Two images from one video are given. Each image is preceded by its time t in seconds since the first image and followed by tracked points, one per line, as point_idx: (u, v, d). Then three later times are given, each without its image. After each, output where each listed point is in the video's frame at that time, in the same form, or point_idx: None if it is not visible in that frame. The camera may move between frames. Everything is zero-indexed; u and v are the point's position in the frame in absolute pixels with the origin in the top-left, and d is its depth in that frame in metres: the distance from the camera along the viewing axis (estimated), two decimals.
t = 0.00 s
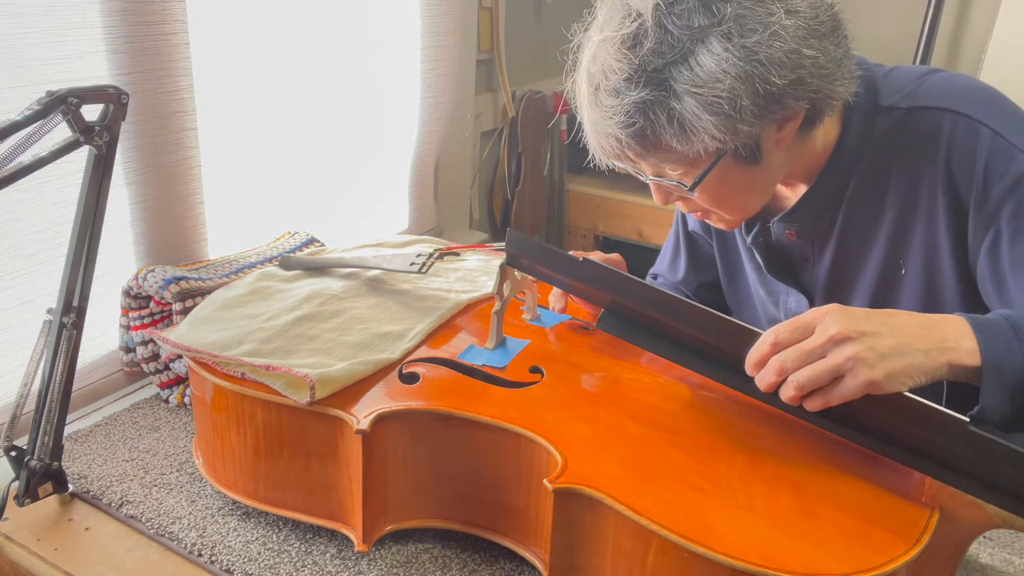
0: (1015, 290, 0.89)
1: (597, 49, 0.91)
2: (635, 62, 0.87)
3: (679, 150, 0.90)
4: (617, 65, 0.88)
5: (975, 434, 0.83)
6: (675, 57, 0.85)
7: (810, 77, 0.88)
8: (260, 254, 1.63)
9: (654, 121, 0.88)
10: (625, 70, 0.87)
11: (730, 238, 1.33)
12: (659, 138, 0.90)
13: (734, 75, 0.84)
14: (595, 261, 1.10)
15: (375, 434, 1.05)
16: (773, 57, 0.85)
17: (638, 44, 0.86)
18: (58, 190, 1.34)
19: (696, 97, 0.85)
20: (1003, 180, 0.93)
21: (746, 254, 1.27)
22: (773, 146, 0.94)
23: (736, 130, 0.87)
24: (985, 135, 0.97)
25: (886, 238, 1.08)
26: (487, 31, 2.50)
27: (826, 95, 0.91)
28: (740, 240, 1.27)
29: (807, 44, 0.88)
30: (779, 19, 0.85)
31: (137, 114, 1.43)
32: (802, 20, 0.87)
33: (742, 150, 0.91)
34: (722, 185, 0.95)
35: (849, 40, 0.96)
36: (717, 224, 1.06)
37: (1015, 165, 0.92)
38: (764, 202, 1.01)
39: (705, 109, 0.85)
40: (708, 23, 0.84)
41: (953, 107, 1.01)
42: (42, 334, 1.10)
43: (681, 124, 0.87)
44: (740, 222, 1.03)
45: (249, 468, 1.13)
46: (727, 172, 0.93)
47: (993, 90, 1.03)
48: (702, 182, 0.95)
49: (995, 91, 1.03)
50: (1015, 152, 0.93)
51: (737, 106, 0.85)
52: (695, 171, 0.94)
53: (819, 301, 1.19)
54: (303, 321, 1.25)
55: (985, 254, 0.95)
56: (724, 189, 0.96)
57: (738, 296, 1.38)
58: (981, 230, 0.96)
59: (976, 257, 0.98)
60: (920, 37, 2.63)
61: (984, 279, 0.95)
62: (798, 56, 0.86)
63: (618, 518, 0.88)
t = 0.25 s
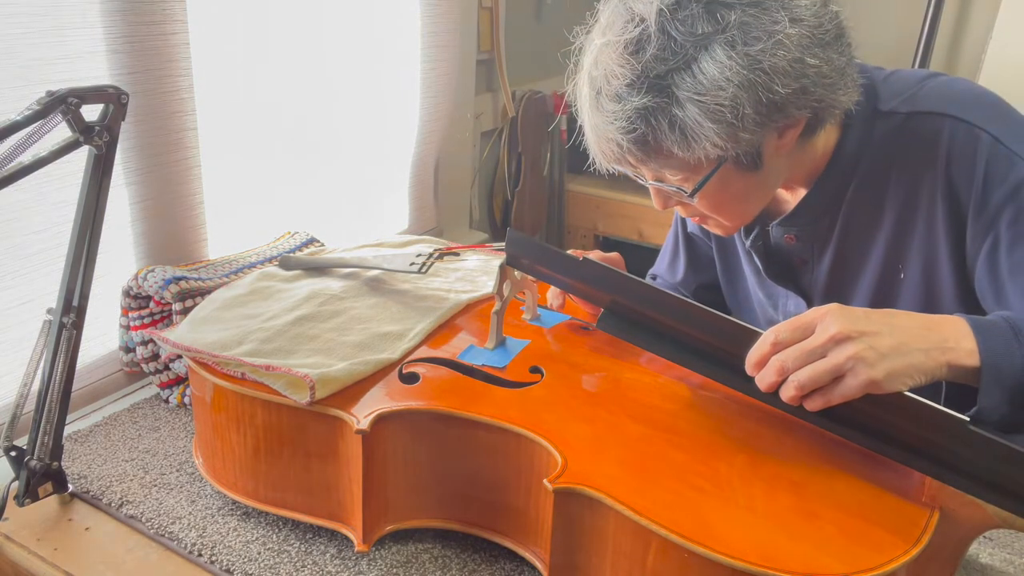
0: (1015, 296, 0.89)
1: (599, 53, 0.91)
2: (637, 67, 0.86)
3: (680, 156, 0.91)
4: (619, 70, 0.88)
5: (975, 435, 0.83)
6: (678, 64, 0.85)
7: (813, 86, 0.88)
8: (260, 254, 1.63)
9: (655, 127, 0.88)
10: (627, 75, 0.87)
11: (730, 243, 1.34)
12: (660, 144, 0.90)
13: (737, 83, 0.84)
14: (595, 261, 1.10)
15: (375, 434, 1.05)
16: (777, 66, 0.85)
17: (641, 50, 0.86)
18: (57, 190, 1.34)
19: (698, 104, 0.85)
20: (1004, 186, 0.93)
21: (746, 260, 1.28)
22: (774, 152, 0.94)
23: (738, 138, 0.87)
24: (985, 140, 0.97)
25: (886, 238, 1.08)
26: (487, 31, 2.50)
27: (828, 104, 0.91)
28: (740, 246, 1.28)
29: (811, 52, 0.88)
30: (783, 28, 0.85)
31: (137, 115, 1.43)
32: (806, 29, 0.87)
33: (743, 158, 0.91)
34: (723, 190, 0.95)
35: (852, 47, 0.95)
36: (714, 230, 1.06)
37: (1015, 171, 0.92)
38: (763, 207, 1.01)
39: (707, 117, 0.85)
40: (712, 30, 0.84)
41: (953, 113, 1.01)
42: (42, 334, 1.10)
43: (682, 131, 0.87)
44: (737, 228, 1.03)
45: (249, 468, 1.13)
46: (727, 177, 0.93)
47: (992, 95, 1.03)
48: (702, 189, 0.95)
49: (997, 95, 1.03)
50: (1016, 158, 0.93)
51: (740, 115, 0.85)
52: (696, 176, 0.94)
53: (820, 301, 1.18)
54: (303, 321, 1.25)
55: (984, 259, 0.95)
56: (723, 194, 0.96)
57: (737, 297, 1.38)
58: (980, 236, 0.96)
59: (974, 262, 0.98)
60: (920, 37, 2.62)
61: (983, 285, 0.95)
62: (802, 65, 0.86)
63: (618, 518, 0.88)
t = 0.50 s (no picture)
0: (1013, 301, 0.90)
1: (599, 58, 0.91)
2: (637, 74, 0.86)
3: (679, 162, 0.91)
4: (619, 76, 0.88)
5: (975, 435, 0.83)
6: (679, 71, 0.85)
7: (813, 95, 0.88)
8: (260, 254, 1.63)
9: (655, 134, 0.88)
10: (628, 81, 0.87)
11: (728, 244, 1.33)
12: (659, 150, 0.90)
13: (737, 91, 0.84)
14: (595, 261, 1.10)
15: (375, 434, 1.05)
16: (777, 74, 0.85)
17: (641, 56, 0.86)
18: (57, 190, 1.34)
19: (698, 112, 0.85)
20: (1002, 190, 0.94)
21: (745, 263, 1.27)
22: (773, 159, 0.94)
23: (737, 145, 0.87)
24: (983, 145, 0.97)
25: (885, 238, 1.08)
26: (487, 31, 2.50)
27: (828, 113, 0.91)
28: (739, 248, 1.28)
29: (812, 61, 0.88)
30: (784, 36, 0.85)
31: (137, 118, 1.43)
32: (807, 38, 0.87)
33: (742, 165, 0.91)
34: (724, 197, 0.96)
35: (853, 56, 0.95)
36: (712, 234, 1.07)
37: (1013, 176, 0.93)
38: (762, 211, 1.02)
39: (707, 124, 0.85)
40: (714, 37, 0.84)
41: (951, 117, 1.01)
42: (42, 334, 1.10)
43: (682, 137, 0.87)
44: (736, 232, 1.04)
45: (249, 468, 1.13)
46: (727, 182, 0.94)
47: (990, 99, 1.04)
48: (702, 195, 0.95)
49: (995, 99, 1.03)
50: (1013, 164, 0.94)
51: (740, 123, 0.85)
52: (695, 183, 0.94)
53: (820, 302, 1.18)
54: (303, 321, 1.25)
55: (982, 264, 0.95)
56: (722, 198, 0.96)
57: (733, 298, 1.39)
58: (977, 241, 0.97)
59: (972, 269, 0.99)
60: (920, 37, 2.62)
61: (981, 290, 0.95)
62: (803, 74, 0.86)
63: (618, 518, 0.88)
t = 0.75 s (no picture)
0: (1010, 302, 0.90)
1: (598, 59, 0.91)
2: (636, 76, 0.86)
3: (678, 164, 0.91)
4: (618, 78, 0.88)
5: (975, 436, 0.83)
6: (677, 72, 0.85)
7: (812, 98, 0.88)
8: (260, 254, 1.63)
9: (654, 135, 0.88)
10: (627, 83, 0.87)
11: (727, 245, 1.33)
12: (658, 152, 0.90)
13: (736, 93, 0.84)
14: (594, 261, 1.10)
15: (375, 434, 1.05)
16: (776, 77, 0.85)
17: (640, 57, 0.86)
18: (57, 190, 1.34)
19: (697, 114, 0.85)
20: (1001, 193, 0.94)
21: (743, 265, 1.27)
22: (772, 161, 0.94)
23: (736, 147, 0.87)
24: (982, 148, 0.98)
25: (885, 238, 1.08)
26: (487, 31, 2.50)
27: (827, 115, 0.91)
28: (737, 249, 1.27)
29: (811, 64, 0.87)
30: (783, 39, 0.85)
31: (137, 119, 1.43)
32: (806, 41, 0.87)
33: (740, 167, 0.92)
34: (723, 198, 0.96)
35: (852, 59, 0.95)
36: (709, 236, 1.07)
37: (1010, 179, 0.94)
38: (762, 211, 1.02)
39: (706, 126, 0.85)
40: (713, 40, 0.83)
41: (950, 120, 1.01)
42: (42, 334, 1.10)
43: (681, 139, 0.87)
44: (734, 234, 1.04)
45: (249, 468, 1.13)
46: (726, 183, 0.94)
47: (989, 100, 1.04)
48: (700, 198, 0.96)
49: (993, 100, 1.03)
50: (1012, 167, 0.94)
51: (738, 125, 0.85)
52: (694, 185, 0.94)
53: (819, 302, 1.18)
54: (303, 321, 1.25)
55: (981, 266, 0.96)
56: (721, 200, 0.96)
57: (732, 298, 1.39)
58: (975, 243, 0.97)
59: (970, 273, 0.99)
60: (920, 38, 2.62)
61: (979, 293, 0.96)
62: (802, 77, 0.86)
63: (618, 518, 0.88)
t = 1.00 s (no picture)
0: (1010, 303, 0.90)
1: (597, 58, 0.91)
2: (635, 75, 0.86)
3: (677, 163, 0.91)
4: (617, 77, 0.88)
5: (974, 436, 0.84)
6: (676, 72, 0.85)
7: (811, 97, 0.88)
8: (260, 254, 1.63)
9: (653, 134, 0.88)
10: (626, 82, 0.87)
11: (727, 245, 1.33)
12: (657, 151, 0.90)
13: (734, 93, 0.84)
14: (594, 260, 1.10)
15: (375, 434, 1.05)
16: (775, 77, 0.85)
17: (639, 56, 0.86)
18: (57, 190, 1.34)
19: (696, 113, 0.85)
20: (1001, 194, 0.94)
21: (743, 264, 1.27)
22: (771, 160, 0.94)
23: (734, 147, 0.87)
24: (981, 148, 0.98)
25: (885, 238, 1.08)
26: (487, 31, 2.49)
27: (825, 115, 0.91)
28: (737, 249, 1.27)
29: (809, 64, 0.87)
30: (782, 38, 0.85)
31: (137, 118, 1.43)
32: (805, 40, 0.87)
33: (739, 166, 0.92)
34: (722, 197, 0.96)
35: (851, 58, 0.95)
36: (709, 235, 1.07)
37: (1010, 180, 0.94)
38: (761, 211, 1.02)
39: (704, 125, 0.85)
40: (711, 39, 0.83)
41: (950, 120, 1.01)
42: (42, 334, 1.10)
43: (680, 138, 0.87)
44: (733, 233, 1.04)
45: (249, 468, 1.13)
46: (724, 182, 0.94)
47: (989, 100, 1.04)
48: (699, 196, 0.96)
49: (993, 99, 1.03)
50: (1011, 167, 0.94)
51: (737, 124, 0.85)
52: (693, 184, 0.94)
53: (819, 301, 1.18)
54: (303, 321, 1.25)
55: (981, 266, 0.96)
56: (720, 199, 0.96)
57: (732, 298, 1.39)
58: (975, 244, 0.97)
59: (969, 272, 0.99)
60: (920, 38, 2.62)
61: (978, 293, 0.96)
62: (800, 76, 0.86)
63: (618, 518, 0.88)
